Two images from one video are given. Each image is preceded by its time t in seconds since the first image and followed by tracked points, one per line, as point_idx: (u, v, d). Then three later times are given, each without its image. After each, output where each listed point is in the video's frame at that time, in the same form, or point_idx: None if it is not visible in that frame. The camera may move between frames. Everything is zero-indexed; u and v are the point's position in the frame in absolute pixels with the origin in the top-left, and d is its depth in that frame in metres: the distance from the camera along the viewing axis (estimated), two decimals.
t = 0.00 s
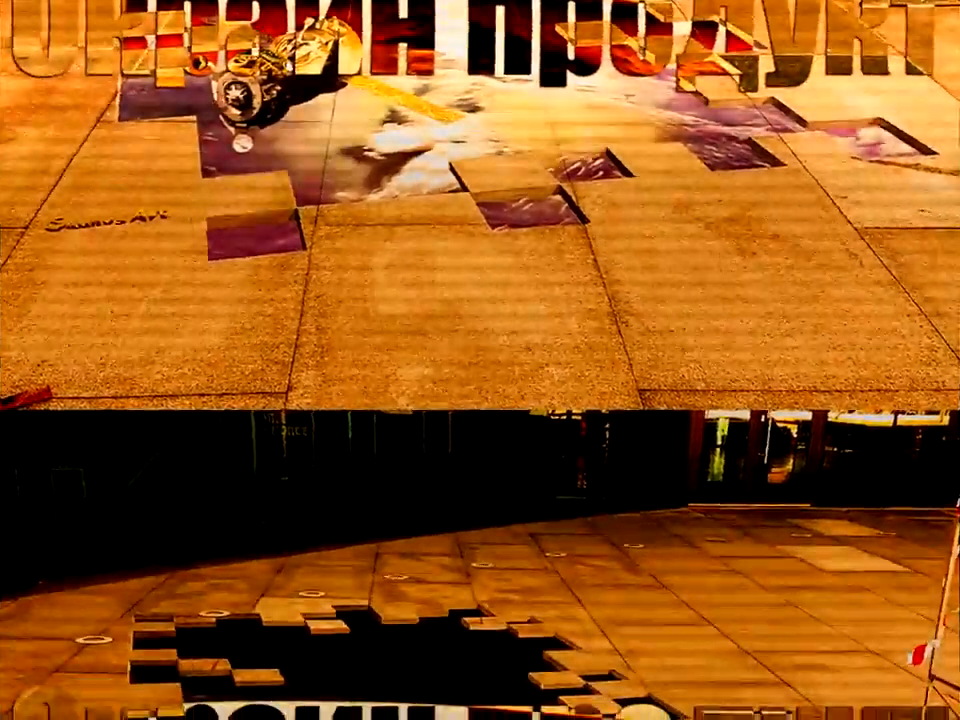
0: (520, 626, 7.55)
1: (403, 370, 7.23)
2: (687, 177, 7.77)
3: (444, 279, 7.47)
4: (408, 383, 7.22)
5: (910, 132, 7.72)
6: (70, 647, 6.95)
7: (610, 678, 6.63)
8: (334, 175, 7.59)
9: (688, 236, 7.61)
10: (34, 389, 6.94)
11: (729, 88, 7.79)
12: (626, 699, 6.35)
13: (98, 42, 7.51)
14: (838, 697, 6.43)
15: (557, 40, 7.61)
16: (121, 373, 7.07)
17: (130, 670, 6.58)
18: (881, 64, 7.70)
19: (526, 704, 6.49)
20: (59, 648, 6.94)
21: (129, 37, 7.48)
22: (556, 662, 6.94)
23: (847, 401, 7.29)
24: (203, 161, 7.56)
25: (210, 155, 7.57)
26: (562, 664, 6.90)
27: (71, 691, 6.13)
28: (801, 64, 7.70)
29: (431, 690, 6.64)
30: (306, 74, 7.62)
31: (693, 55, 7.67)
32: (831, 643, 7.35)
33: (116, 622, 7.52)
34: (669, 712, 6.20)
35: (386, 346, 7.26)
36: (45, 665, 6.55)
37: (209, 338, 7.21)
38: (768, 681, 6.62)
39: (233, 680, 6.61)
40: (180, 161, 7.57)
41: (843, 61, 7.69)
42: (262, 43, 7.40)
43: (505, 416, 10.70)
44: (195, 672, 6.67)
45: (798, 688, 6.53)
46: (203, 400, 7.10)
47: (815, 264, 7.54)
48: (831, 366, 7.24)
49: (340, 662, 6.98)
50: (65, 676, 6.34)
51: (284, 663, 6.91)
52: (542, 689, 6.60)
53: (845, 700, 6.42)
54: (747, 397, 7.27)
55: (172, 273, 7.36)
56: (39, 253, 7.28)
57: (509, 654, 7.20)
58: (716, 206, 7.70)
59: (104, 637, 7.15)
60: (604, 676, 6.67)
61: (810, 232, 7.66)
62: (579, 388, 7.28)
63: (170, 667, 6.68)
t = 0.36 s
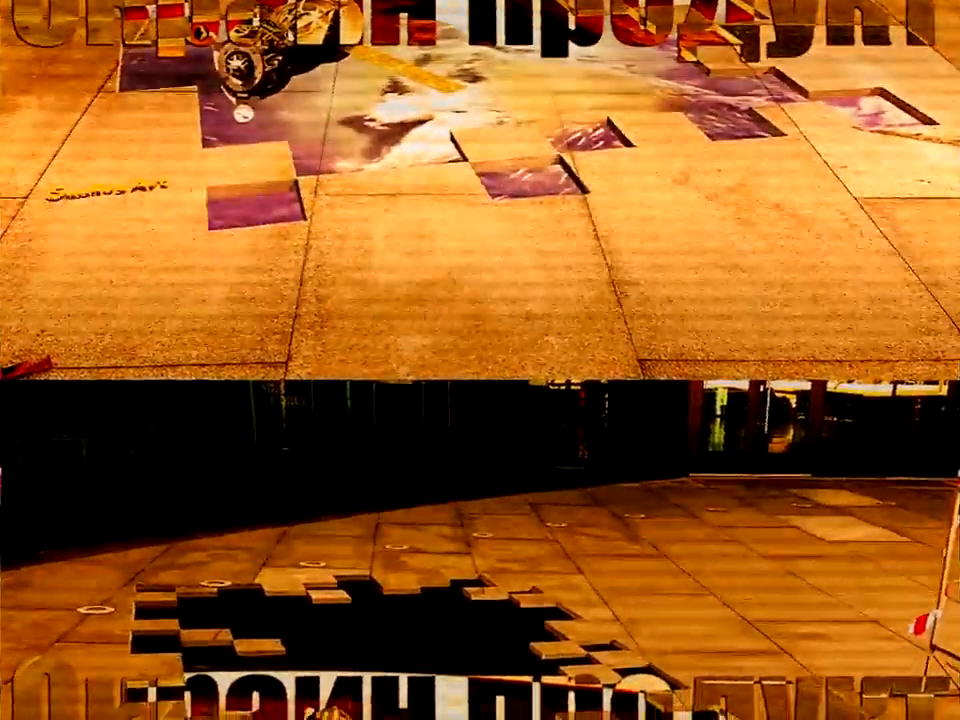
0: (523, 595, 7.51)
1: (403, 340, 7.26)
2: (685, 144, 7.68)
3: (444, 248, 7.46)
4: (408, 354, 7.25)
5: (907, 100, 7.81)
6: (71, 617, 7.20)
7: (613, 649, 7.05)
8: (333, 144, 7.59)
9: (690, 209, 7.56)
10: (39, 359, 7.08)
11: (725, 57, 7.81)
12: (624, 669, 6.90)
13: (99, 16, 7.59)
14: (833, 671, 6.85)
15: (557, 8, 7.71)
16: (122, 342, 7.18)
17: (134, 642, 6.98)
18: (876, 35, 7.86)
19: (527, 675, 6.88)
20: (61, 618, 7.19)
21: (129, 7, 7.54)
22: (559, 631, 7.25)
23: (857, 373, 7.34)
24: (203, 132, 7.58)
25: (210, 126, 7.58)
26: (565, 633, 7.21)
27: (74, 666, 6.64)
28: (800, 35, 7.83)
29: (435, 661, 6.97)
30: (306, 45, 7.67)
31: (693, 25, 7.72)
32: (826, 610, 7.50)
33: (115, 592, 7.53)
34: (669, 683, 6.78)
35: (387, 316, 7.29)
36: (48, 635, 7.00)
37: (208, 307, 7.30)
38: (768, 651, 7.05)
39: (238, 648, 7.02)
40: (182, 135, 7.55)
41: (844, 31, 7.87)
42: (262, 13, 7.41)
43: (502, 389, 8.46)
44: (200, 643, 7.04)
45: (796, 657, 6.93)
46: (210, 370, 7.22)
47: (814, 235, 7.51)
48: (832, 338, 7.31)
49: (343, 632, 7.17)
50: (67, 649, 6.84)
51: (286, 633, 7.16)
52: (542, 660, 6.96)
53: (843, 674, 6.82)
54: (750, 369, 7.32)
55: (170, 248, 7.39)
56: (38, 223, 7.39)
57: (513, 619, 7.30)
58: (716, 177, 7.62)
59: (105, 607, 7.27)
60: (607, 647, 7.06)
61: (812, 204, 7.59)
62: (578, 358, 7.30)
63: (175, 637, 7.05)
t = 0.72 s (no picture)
0: (520, 566, 8.25)
1: (401, 312, 6.40)
2: (683, 120, 7.76)
3: (449, 221, 7.01)
4: (409, 329, 6.32)
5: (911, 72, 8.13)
6: (71, 589, 7.45)
7: (612, 618, 6.97)
8: (333, 116, 7.60)
9: (695, 176, 7.35)
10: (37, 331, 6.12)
11: (724, 25, 8.34)
12: (625, 639, 6.46)
13: None
14: (835, 639, 6.69)
15: None
16: (119, 312, 6.25)
17: (131, 610, 6.87)
18: (874, 7, 8.47)
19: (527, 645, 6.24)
20: (61, 588, 7.51)
21: None
22: (559, 602, 7.26)
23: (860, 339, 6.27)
24: (202, 102, 7.59)
25: (210, 96, 7.62)
26: (565, 605, 7.20)
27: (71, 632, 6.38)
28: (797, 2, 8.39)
29: (432, 627, 6.51)
30: (306, 15, 8.16)
31: None
32: (815, 593, 7.75)
33: (116, 564, 8.14)
34: (669, 653, 6.26)
35: (379, 285, 6.56)
36: (47, 605, 7.09)
37: (209, 278, 6.54)
38: (769, 621, 7.04)
39: (234, 617, 6.64)
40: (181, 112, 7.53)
41: None
42: None
43: (512, 355, 15.60)
44: (196, 613, 6.70)
45: (798, 630, 6.86)
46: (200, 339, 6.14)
47: (817, 204, 7.20)
48: (837, 306, 6.45)
49: (340, 596, 7.26)
50: (65, 617, 6.78)
51: (283, 601, 7.07)
52: (542, 629, 6.61)
53: (844, 642, 6.64)
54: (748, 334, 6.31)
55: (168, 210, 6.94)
56: (40, 192, 7.03)
57: (506, 591, 7.56)
58: (715, 148, 7.57)
59: (104, 578, 7.68)
60: (606, 617, 6.99)
61: (812, 174, 7.43)
62: (580, 329, 6.34)
63: (172, 609, 6.86)
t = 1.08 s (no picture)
0: (520, 535, 8.29)
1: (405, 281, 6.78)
2: (682, 91, 7.60)
3: (452, 195, 7.11)
4: (409, 295, 6.71)
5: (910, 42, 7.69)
6: (72, 558, 7.52)
7: (610, 587, 7.04)
8: (334, 84, 7.44)
9: (697, 146, 7.35)
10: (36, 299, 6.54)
11: None
12: (623, 610, 6.52)
13: None
14: (835, 611, 6.71)
15: None
16: (120, 279, 6.61)
17: (133, 580, 6.90)
18: None
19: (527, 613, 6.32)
20: (63, 557, 7.57)
21: None
22: (556, 570, 7.33)
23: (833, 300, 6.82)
24: (202, 71, 7.39)
25: (211, 65, 7.40)
26: (563, 572, 7.27)
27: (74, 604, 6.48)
28: None
29: (432, 598, 6.52)
30: None
31: None
32: (814, 563, 7.80)
33: (117, 533, 8.22)
34: (667, 622, 6.34)
35: (383, 258, 6.79)
36: (49, 574, 7.16)
37: (205, 253, 6.75)
38: (769, 591, 7.08)
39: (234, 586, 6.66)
40: (179, 81, 7.38)
41: None
42: None
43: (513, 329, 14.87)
44: (198, 582, 6.77)
45: (798, 601, 6.89)
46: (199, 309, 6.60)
47: (817, 173, 7.26)
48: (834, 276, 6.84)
49: (341, 566, 7.29)
50: (66, 587, 6.83)
51: (284, 572, 7.10)
52: (541, 598, 6.68)
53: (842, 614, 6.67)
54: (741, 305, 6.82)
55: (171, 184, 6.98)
56: (39, 162, 7.07)
57: (507, 561, 7.60)
58: (713, 117, 7.50)
59: (106, 548, 7.76)
60: (604, 585, 7.06)
61: (811, 145, 7.40)
62: (578, 299, 6.78)
63: (173, 578, 6.91)
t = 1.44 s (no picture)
0: (520, 506, 8.27)
1: (395, 245, 6.13)
2: (684, 60, 7.34)
3: (446, 165, 6.54)
4: (409, 264, 6.03)
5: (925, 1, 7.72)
6: (72, 529, 7.49)
7: (611, 557, 7.01)
8: (332, 57, 7.17)
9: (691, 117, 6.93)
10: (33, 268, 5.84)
11: None
12: (624, 580, 6.50)
13: None
14: (836, 580, 6.67)
15: None
16: (120, 245, 5.99)
17: (132, 552, 6.84)
18: None
19: (527, 585, 6.26)
20: (62, 528, 7.52)
21: None
22: (557, 541, 7.29)
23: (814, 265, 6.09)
24: (202, 42, 7.24)
25: (210, 35, 7.29)
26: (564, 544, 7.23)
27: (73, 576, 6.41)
28: None
29: (431, 567, 6.53)
30: None
31: None
32: (813, 532, 7.82)
33: (117, 504, 8.20)
34: (669, 593, 6.30)
35: (382, 224, 6.22)
36: (49, 544, 7.13)
37: (204, 225, 6.10)
38: (769, 560, 7.09)
39: (234, 557, 6.65)
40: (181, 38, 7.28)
41: None
42: None
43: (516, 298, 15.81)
44: (197, 553, 6.72)
45: (797, 569, 6.90)
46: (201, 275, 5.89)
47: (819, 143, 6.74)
48: (833, 243, 6.12)
49: (342, 535, 7.28)
50: (66, 559, 6.76)
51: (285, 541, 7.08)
52: (542, 569, 6.63)
53: (842, 583, 6.60)
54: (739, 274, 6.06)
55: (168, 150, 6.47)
56: (38, 130, 6.51)
57: (508, 532, 7.56)
58: (716, 84, 7.18)
59: (105, 519, 7.72)
60: (606, 556, 7.02)
61: (812, 115, 6.98)
62: (579, 270, 6.09)
63: (172, 549, 6.85)
